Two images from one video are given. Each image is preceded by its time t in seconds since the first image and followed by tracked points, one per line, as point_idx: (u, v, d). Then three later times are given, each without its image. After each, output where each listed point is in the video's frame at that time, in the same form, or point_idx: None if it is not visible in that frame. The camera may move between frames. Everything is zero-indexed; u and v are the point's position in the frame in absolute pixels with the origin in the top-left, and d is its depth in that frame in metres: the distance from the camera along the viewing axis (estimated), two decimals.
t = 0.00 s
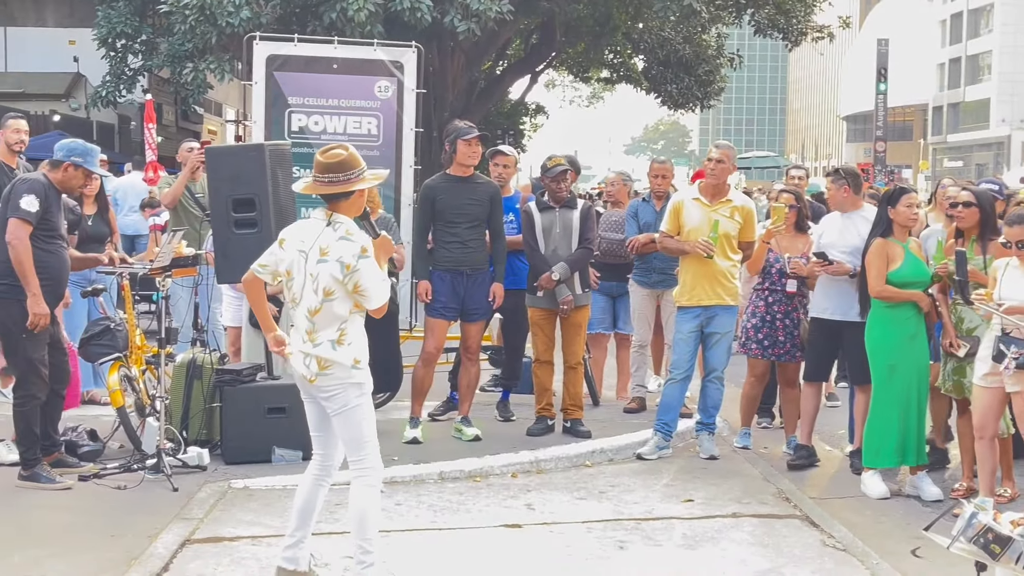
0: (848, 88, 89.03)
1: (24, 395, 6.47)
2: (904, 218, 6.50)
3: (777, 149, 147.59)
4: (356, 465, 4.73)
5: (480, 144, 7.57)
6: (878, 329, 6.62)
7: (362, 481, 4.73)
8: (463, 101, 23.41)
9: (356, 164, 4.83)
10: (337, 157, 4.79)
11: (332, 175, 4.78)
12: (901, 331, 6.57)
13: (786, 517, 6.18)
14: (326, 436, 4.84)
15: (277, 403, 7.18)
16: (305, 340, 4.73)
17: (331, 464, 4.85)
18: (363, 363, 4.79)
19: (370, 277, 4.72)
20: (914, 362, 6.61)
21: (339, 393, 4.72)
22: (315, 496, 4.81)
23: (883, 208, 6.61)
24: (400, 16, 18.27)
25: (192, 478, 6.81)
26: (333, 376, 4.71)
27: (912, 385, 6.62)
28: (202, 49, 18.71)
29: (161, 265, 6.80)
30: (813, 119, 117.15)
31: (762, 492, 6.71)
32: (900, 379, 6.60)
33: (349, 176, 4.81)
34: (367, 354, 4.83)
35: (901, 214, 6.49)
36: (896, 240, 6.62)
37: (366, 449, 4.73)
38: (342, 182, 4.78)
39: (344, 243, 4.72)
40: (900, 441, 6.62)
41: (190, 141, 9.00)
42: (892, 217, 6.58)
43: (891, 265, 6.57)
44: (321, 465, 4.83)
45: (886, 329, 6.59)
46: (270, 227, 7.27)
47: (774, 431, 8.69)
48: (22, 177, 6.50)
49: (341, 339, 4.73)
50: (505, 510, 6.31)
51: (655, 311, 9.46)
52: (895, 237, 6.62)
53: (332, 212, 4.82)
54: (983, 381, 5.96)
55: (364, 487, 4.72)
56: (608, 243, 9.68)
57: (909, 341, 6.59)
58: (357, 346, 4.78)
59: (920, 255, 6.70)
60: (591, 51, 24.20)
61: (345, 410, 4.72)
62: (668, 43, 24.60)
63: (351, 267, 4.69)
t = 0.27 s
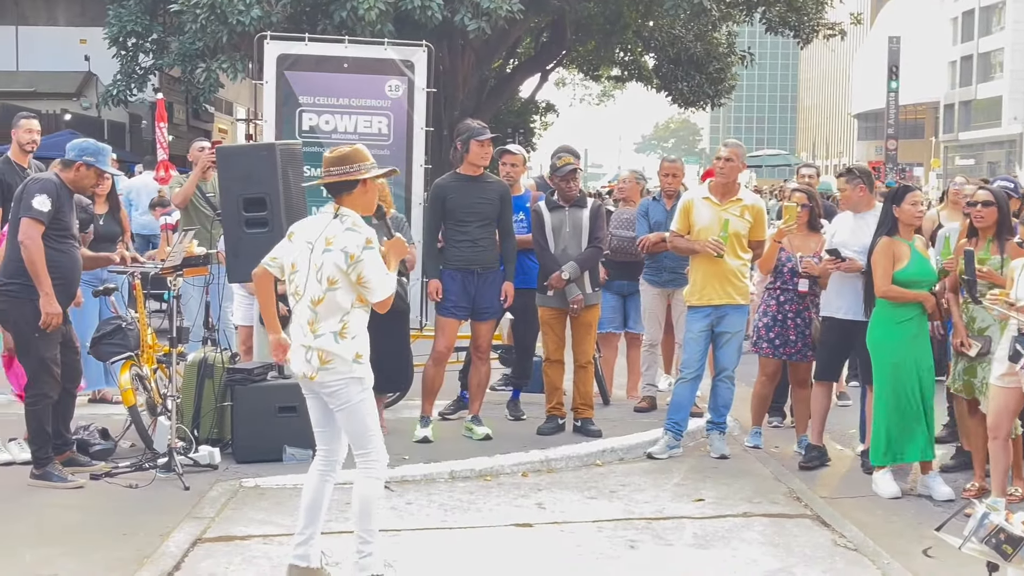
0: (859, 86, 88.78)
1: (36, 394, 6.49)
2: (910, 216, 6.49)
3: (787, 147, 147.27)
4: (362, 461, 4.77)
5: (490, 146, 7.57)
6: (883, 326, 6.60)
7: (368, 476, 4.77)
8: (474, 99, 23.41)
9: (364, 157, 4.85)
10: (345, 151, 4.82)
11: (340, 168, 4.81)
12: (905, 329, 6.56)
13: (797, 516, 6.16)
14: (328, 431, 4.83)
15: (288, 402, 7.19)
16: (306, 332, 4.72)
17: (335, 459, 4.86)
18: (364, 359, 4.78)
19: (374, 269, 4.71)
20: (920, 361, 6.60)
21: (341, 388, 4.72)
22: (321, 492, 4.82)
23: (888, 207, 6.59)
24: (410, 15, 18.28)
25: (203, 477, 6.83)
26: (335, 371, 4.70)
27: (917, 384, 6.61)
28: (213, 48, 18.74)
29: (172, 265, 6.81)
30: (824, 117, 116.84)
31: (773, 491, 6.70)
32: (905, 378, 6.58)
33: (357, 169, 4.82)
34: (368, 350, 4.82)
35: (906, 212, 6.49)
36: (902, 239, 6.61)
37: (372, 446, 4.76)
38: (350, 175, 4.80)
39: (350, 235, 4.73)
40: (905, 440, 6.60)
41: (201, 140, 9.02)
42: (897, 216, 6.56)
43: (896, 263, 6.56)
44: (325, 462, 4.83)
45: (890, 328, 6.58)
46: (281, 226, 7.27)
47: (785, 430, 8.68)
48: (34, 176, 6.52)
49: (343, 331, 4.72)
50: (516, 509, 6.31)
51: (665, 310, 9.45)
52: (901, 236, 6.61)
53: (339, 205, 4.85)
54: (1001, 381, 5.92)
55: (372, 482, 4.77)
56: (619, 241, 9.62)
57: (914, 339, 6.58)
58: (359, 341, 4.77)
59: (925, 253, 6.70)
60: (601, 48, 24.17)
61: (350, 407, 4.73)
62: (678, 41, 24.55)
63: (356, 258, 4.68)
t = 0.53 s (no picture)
0: (867, 84, 88.60)
1: (45, 392, 6.51)
2: (912, 217, 6.51)
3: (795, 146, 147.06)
4: (356, 458, 4.74)
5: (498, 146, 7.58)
6: (887, 325, 6.60)
7: (361, 474, 4.74)
8: (481, 98, 23.43)
9: (379, 154, 4.85)
10: (360, 149, 4.82)
11: (354, 164, 4.82)
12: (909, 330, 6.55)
13: (805, 515, 6.16)
14: (335, 428, 4.83)
15: (296, 401, 7.21)
16: (308, 321, 4.79)
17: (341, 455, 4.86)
18: (361, 353, 4.75)
19: (374, 257, 4.69)
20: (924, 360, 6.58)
21: (334, 381, 4.72)
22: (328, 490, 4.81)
23: (891, 207, 6.61)
24: (418, 13, 18.30)
25: (211, 475, 6.85)
26: (328, 363, 4.71)
27: (921, 384, 6.58)
28: (221, 47, 18.77)
29: (180, 264, 6.83)
30: (832, 115, 116.62)
31: (781, 490, 6.69)
32: (908, 378, 6.57)
33: (372, 166, 4.81)
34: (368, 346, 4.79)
35: (907, 212, 6.51)
36: (903, 240, 6.61)
37: (365, 442, 4.73)
38: (364, 172, 4.79)
39: (353, 222, 4.76)
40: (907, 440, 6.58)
41: (209, 138, 9.02)
42: (900, 216, 6.57)
43: (900, 263, 6.57)
44: (335, 459, 4.82)
45: (891, 329, 6.59)
46: (289, 225, 7.30)
47: (793, 429, 8.67)
48: (43, 175, 6.54)
49: (340, 321, 4.73)
50: (523, 507, 6.31)
51: (673, 309, 9.45)
52: (903, 236, 6.61)
53: (352, 200, 4.87)
54: (1016, 382, 5.85)
55: (362, 478, 4.73)
56: (628, 241, 9.53)
57: (917, 339, 6.57)
58: (358, 333, 4.76)
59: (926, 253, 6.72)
60: (609, 47, 24.16)
61: (342, 401, 4.73)
62: (686, 40, 24.52)
63: (357, 245, 4.69)
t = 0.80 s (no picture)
0: (876, 83, 88.39)
1: (55, 390, 6.53)
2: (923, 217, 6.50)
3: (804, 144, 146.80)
4: (379, 454, 4.72)
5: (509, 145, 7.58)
6: (894, 324, 6.60)
7: (383, 470, 4.72)
8: (489, 97, 23.44)
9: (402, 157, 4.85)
10: (386, 147, 4.81)
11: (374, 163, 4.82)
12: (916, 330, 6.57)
13: (814, 514, 6.15)
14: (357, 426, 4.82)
15: (305, 399, 7.22)
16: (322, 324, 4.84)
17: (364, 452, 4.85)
18: (370, 353, 4.72)
19: (369, 258, 4.66)
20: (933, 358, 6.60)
21: (346, 381, 4.73)
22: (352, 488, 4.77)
23: (908, 207, 6.55)
24: (426, 12, 18.31)
25: (221, 473, 6.87)
26: (340, 363, 4.73)
27: (929, 384, 6.58)
28: (230, 46, 18.80)
29: (190, 263, 6.85)
30: (840, 114, 116.38)
31: (789, 489, 6.68)
32: (917, 379, 6.57)
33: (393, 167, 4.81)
34: (378, 345, 4.76)
35: (926, 212, 6.55)
36: (915, 239, 6.58)
37: (387, 439, 4.72)
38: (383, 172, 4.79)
39: (352, 224, 4.76)
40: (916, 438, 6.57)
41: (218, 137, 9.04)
42: (918, 215, 6.54)
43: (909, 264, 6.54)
44: (361, 454, 4.78)
45: (894, 328, 6.60)
46: (298, 224, 7.32)
47: (802, 428, 8.66)
48: (54, 174, 6.56)
49: (348, 322, 4.74)
50: (531, 506, 6.32)
51: (681, 307, 9.45)
52: (913, 236, 6.57)
53: (361, 199, 4.86)
54: None
55: (383, 475, 4.71)
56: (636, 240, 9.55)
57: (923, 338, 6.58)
58: (367, 332, 4.75)
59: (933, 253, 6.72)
60: (617, 46, 24.15)
61: (359, 400, 4.72)
62: (695, 38, 24.48)
63: (354, 246, 4.69)
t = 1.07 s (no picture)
0: (884, 81, 88.24)
1: (63, 388, 6.54)
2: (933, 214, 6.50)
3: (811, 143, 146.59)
4: (386, 455, 4.74)
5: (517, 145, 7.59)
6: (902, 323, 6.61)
7: (386, 471, 4.74)
8: (496, 95, 23.45)
9: (412, 146, 4.78)
10: (389, 137, 4.76)
11: (383, 155, 4.75)
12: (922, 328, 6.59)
13: (821, 513, 6.15)
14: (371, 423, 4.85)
15: (312, 397, 7.22)
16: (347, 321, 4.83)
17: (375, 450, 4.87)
18: (392, 349, 4.70)
19: (387, 251, 4.64)
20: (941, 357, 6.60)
21: (366, 379, 4.73)
22: (360, 486, 4.78)
23: (914, 205, 6.58)
24: (433, 10, 18.31)
25: (228, 471, 6.88)
26: (362, 360, 4.73)
27: (936, 384, 6.58)
28: (238, 45, 18.82)
29: (197, 261, 6.86)
30: (847, 112, 116.20)
31: (796, 487, 6.68)
32: (926, 378, 6.57)
33: (402, 156, 4.74)
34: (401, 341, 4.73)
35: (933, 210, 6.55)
36: (923, 238, 6.57)
37: (395, 441, 4.74)
38: (393, 163, 4.72)
39: (368, 219, 4.74)
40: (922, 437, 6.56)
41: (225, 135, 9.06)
42: (924, 213, 6.56)
43: (918, 263, 6.53)
44: (370, 454, 4.79)
45: (904, 326, 6.61)
46: (306, 222, 7.33)
47: (809, 427, 8.65)
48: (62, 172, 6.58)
49: (371, 318, 4.71)
50: (538, 504, 6.32)
51: (688, 306, 9.45)
52: (922, 235, 6.57)
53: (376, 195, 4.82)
54: None
55: (386, 476, 4.73)
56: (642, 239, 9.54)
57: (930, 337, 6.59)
58: (390, 329, 4.71)
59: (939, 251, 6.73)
60: (624, 44, 24.15)
61: (376, 399, 4.73)
62: (701, 36, 24.44)
63: (372, 242, 4.68)
